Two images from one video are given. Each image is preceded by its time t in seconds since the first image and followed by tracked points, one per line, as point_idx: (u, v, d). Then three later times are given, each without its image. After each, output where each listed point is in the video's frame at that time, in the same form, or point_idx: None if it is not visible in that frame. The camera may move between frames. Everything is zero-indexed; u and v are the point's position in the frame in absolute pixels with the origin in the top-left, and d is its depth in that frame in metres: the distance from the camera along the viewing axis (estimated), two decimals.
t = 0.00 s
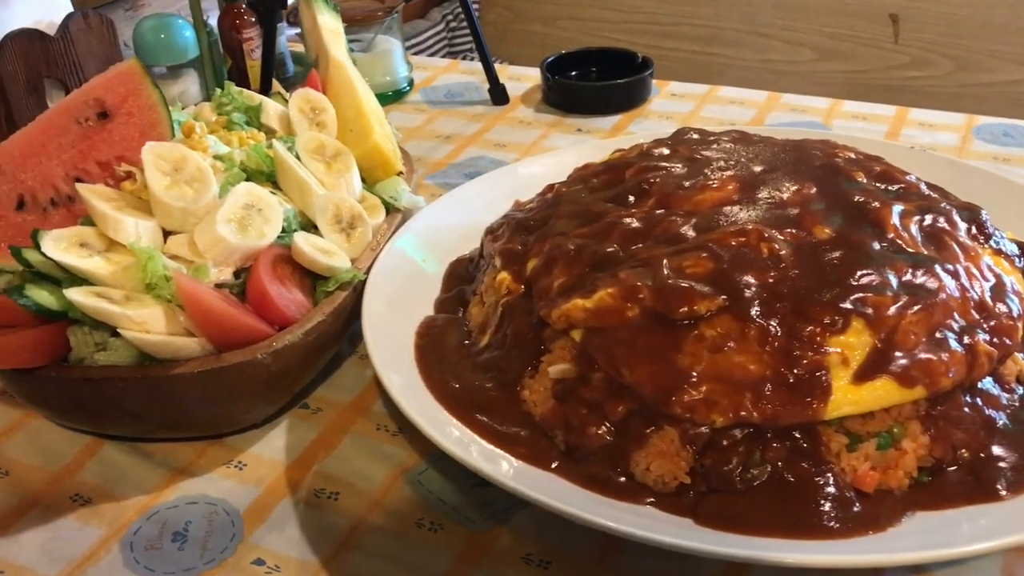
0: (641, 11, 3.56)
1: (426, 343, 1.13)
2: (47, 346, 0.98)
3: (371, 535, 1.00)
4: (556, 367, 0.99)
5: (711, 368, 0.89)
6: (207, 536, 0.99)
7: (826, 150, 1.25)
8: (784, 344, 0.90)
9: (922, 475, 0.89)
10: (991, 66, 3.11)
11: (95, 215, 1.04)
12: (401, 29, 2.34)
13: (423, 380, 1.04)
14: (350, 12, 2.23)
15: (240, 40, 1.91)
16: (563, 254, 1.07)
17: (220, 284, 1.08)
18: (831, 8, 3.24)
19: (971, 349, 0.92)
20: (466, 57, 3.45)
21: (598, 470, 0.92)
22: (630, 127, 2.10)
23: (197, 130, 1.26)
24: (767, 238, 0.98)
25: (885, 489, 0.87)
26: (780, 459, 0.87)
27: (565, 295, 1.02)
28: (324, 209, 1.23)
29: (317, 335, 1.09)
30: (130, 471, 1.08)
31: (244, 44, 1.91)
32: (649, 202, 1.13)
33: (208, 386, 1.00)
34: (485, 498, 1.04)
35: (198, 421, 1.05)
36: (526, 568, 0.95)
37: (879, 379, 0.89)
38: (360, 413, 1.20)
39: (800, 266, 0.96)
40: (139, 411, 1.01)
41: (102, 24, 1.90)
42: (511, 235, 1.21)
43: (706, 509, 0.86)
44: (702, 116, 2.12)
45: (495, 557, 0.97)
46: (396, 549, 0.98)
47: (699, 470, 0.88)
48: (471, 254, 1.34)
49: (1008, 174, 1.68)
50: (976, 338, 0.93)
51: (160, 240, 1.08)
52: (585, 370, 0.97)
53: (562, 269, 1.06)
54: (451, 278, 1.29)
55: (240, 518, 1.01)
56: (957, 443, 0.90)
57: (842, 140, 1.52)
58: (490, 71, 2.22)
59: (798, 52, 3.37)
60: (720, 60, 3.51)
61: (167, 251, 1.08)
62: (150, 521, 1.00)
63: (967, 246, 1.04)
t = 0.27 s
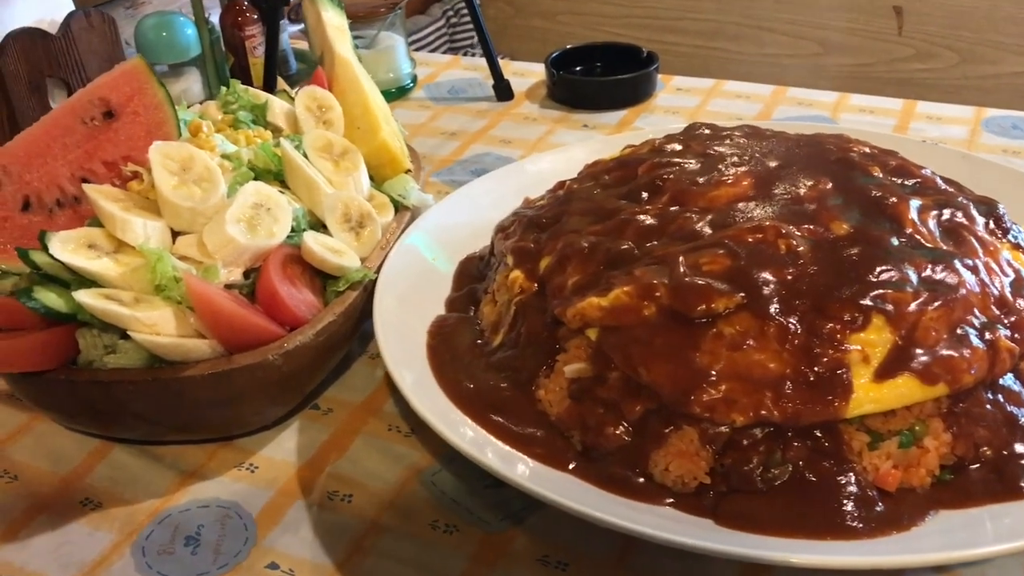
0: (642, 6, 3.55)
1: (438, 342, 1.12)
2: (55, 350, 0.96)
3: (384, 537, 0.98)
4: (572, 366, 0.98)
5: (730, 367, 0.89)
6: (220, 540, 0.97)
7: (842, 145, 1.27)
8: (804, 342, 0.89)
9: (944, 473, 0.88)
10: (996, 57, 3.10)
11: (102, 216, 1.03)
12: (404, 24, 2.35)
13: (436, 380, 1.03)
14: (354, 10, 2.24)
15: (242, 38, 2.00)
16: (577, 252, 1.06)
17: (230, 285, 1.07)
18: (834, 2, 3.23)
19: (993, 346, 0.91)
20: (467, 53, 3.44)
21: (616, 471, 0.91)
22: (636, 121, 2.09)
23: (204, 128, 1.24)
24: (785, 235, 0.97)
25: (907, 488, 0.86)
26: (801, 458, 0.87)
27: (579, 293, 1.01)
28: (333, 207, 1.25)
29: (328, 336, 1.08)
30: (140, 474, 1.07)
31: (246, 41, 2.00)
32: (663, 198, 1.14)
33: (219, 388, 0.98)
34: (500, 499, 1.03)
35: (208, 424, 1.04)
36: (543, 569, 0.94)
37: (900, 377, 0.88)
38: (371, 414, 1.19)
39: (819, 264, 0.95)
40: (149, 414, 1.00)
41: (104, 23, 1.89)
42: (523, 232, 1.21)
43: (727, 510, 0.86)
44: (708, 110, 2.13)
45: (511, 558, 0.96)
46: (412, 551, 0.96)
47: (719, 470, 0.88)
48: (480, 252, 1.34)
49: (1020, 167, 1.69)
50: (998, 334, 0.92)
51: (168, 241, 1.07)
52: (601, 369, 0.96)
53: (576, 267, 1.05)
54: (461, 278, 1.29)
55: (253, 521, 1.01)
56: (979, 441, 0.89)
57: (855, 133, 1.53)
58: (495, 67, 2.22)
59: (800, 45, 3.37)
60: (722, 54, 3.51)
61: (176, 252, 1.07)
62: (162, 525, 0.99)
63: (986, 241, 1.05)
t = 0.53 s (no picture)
0: None
1: (448, 342, 1.13)
2: (63, 356, 0.95)
3: (400, 542, 0.98)
4: (586, 365, 0.98)
5: (747, 364, 0.88)
6: (233, 545, 0.97)
7: (852, 139, 1.28)
8: (821, 339, 0.89)
9: (963, 468, 0.88)
10: (992, 48, 3.11)
11: (108, 219, 1.02)
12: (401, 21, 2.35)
13: (449, 382, 1.04)
14: (351, 6, 2.23)
15: (240, 38, 1.96)
16: (589, 251, 1.06)
17: (238, 288, 1.06)
18: None
19: (1010, 340, 0.91)
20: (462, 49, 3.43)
21: (634, 471, 0.90)
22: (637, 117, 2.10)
23: (209, 130, 1.24)
24: (798, 231, 0.97)
25: (926, 484, 0.86)
26: (821, 456, 0.87)
27: (592, 292, 1.01)
28: (340, 207, 1.26)
29: (339, 338, 1.08)
30: (151, 480, 1.06)
31: (243, 40, 1.96)
32: (673, 195, 1.15)
33: (231, 393, 0.98)
34: (515, 500, 1.03)
35: (216, 428, 1.03)
36: (561, 571, 0.94)
37: (918, 373, 0.88)
38: (381, 416, 1.19)
39: (833, 260, 0.95)
40: (160, 420, 0.98)
41: (101, 23, 1.86)
42: (533, 231, 1.21)
43: (748, 509, 0.85)
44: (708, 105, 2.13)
45: (529, 560, 0.95)
46: (427, 554, 0.97)
47: (738, 469, 0.87)
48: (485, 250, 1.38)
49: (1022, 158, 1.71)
50: (1015, 328, 0.92)
51: (175, 245, 1.06)
52: (616, 368, 0.96)
53: (588, 266, 1.05)
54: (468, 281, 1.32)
55: (266, 526, 0.99)
56: (997, 436, 0.89)
57: (862, 126, 1.53)
58: (495, 63, 2.21)
59: (795, 38, 3.36)
60: (717, 47, 3.50)
61: (182, 255, 1.05)
62: (174, 532, 0.98)
63: (999, 234, 1.06)
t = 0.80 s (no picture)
0: None
1: (448, 340, 1.14)
2: (60, 363, 0.94)
3: (406, 541, 0.98)
4: (589, 360, 0.98)
5: (751, 356, 0.89)
6: (237, 550, 0.96)
7: (845, 128, 1.29)
8: (823, 329, 0.90)
9: (966, 454, 0.88)
10: (971, 34, 3.15)
11: (101, 224, 1.00)
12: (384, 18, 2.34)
13: (452, 382, 1.03)
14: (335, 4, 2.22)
15: (222, 36, 1.96)
16: (587, 246, 1.06)
17: (235, 290, 1.06)
18: None
19: (1010, 326, 0.91)
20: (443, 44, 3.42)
21: (639, 465, 0.90)
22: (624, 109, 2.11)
23: (200, 132, 1.22)
24: (797, 221, 0.97)
25: (931, 471, 0.87)
26: (826, 445, 0.87)
27: (593, 287, 1.01)
28: (334, 206, 1.25)
29: (338, 338, 1.07)
30: (152, 485, 1.05)
31: (225, 39, 1.96)
32: (670, 188, 1.14)
33: (231, 397, 0.97)
34: (520, 496, 1.03)
35: (217, 432, 1.02)
36: (569, 567, 0.94)
37: (921, 361, 0.89)
38: (381, 415, 1.18)
39: (832, 249, 0.96)
40: (160, 425, 0.97)
41: (81, 24, 1.85)
42: (529, 227, 1.21)
43: (755, 500, 0.85)
44: (695, 96, 2.15)
45: (536, 556, 0.95)
46: (433, 553, 0.96)
47: (744, 460, 0.88)
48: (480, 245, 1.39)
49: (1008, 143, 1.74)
50: (1014, 313, 0.93)
51: (170, 248, 1.05)
52: (619, 363, 0.96)
53: (587, 261, 1.05)
54: (464, 276, 1.32)
55: (270, 529, 0.99)
56: (999, 421, 0.90)
57: (853, 115, 1.53)
58: (479, 59, 2.22)
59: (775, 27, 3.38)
60: (698, 37, 3.51)
61: (178, 258, 1.05)
62: (177, 537, 0.97)
63: (995, 221, 1.07)
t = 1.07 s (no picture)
0: None
1: (434, 335, 1.14)
2: (44, 371, 0.93)
3: (401, 537, 0.98)
4: (578, 352, 0.99)
5: (737, 343, 0.90)
6: (232, 552, 0.95)
7: (819, 116, 1.31)
8: (808, 315, 0.91)
9: (949, 432, 0.91)
10: (928, 19, 3.23)
11: (82, 229, 0.99)
12: (352, 14, 2.36)
13: (441, 378, 1.03)
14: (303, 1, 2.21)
15: (189, 36, 1.91)
16: (572, 238, 1.07)
17: (219, 292, 1.05)
18: None
19: (986, 306, 0.94)
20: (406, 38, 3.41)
21: (631, 454, 0.91)
22: (593, 101, 2.14)
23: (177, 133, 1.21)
24: (777, 210, 0.99)
25: (916, 450, 0.88)
26: (814, 428, 0.89)
27: (579, 279, 1.02)
28: (315, 205, 1.25)
29: (324, 337, 1.07)
30: (140, 491, 1.04)
31: (191, 39, 1.91)
32: (650, 179, 1.15)
33: (220, 399, 0.96)
34: (512, 489, 1.03)
35: (205, 435, 1.01)
36: (564, 556, 0.95)
37: (903, 343, 0.91)
38: (369, 412, 1.18)
39: (813, 236, 0.97)
40: (148, 429, 0.96)
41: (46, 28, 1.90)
42: (511, 221, 1.21)
43: (746, 485, 0.86)
44: (664, 86, 2.18)
45: (531, 547, 0.96)
46: (429, 548, 0.97)
47: (734, 446, 0.89)
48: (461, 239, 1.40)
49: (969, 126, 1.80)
50: (990, 294, 0.96)
51: (152, 251, 1.04)
52: (608, 353, 0.97)
53: (572, 254, 1.06)
54: (445, 271, 1.33)
55: (263, 531, 0.98)
56: (979, 399, 0.92)
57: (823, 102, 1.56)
58: (448, 53, 2.24)
59: (737, 15, 3.43)
60: (662, 27, 3.53)
61: (161, 261, 1.04)
62: (170, 542, 0.96)
63: (968, 203, 1.09)
